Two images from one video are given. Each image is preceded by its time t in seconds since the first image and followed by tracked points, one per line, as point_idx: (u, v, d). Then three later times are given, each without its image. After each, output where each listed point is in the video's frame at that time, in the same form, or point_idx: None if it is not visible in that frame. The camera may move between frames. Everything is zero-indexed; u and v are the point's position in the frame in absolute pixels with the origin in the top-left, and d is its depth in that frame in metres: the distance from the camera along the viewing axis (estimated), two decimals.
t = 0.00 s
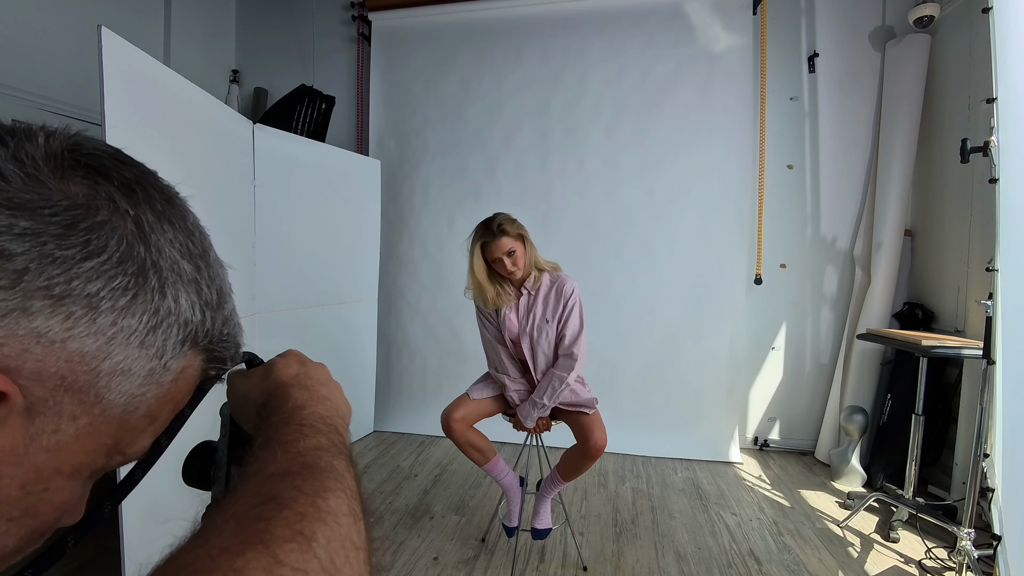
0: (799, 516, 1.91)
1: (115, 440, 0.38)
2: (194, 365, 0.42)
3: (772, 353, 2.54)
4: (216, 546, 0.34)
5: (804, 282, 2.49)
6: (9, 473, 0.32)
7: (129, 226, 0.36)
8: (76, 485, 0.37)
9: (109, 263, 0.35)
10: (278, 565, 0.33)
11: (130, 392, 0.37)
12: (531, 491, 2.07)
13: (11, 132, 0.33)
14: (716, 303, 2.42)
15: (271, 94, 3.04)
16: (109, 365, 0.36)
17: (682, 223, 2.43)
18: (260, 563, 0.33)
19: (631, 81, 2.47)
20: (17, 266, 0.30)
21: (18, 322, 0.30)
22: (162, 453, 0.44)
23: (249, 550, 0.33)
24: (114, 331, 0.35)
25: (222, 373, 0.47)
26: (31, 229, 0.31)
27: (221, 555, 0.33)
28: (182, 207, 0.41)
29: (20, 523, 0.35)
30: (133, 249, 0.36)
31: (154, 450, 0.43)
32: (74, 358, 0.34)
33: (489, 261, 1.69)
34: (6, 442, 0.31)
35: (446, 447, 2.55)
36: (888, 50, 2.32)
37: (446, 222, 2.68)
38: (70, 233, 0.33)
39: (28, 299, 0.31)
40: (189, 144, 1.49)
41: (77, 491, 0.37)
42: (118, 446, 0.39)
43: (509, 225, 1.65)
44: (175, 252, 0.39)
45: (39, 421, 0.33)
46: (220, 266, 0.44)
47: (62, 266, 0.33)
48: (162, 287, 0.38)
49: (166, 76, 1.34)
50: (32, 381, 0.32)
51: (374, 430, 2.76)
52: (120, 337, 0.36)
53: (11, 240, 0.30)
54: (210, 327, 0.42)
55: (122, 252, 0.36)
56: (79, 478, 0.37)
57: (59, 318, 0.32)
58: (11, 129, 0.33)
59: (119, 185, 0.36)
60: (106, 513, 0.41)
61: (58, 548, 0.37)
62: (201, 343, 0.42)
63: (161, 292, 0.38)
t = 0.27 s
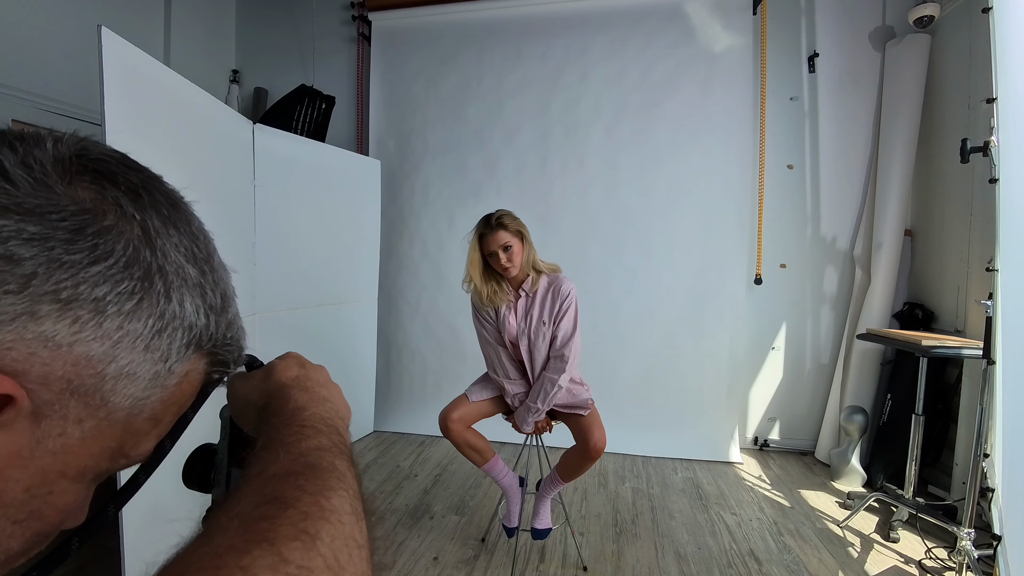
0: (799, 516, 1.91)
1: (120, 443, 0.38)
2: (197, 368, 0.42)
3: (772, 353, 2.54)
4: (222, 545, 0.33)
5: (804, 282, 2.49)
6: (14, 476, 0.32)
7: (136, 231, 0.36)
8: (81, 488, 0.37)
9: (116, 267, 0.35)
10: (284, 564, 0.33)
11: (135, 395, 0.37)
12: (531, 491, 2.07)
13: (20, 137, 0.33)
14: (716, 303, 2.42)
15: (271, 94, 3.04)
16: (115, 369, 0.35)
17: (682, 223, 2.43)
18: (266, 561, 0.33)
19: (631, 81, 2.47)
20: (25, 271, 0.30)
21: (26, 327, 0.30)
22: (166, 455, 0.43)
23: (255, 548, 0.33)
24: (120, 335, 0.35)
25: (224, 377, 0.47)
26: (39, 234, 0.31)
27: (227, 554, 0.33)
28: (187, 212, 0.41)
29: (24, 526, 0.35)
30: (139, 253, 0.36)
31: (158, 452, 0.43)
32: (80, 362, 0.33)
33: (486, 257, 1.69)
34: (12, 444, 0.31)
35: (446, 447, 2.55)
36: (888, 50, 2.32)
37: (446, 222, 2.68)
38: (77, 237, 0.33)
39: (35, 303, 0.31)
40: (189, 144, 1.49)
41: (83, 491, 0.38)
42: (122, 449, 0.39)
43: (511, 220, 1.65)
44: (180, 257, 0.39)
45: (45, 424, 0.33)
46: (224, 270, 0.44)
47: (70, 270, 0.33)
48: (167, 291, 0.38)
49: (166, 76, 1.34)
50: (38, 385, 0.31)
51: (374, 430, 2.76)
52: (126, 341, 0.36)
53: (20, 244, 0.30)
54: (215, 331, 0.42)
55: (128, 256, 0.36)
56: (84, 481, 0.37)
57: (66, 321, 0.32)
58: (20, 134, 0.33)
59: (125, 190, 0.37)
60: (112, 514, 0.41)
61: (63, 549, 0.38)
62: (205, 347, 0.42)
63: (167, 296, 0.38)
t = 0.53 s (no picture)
0: (799, 516, 1.91)
1: (124, 445, 0.38)
2: (202, 371, 0.42)
3: (772, 353, 2.54)
4: (227, 547, 0.33)
5: (804, 282, 2.49)
6: (19, 479, 0.32)
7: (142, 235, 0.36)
8: (84, 490, 0.37)
9: (122, 271, 0.35)
10: (290, 565, 0.33)
11: (140, 397, 0.37)
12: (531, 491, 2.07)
13: (28, 141, 0.33)
14: (716, 303, 2.42)
15: (271, 94, 3.04)
16: (121, 371, 0.35)
17: (682, 223, 2.43)
18: (273, 562, 0.32)
19: (631, 81, 2.47)
20: (33, 274, 0.30)
21: (34, 330, 0.30)
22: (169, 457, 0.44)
23: (262, 549, 0.33)
24: (126, 337, 0.35)
25: (227, 379, 0.47)
26: (48, 238, 0.31)
27: (234, 554, 0.33)
28: (192, 216, 0.41)
29: (29, 527, 0.35)
30: (146, 257, 0.36)
31: (162, 454, 0.43)
32: (88, 364, 0.33)
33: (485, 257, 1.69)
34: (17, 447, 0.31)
35: (446, 447, 2.55)
36: (888, 50, 2.32)
37: (446, 222, 2.68)
38: (85, 241, 0.33)
39: (43, 306, 0.31)
40: (189, 144, 1.49)
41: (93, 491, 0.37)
42: (126, 451, 0.39)
43: (511, 219, 1.65)
44: (185, 260, 0.39)
45: (52, 425, 0.33)
46: (229, 272, 0.44)
47: (77, 273, 0.33)
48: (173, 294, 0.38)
49: (167, 76, 1.34)
50: (46, 388, 0.31)
51: (374, 430, 2.76)
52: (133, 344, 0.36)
53: (28, 248, 0.30)
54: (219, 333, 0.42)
55: (135, 260, 0.36)
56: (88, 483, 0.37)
57: (74, 324, 0.32)
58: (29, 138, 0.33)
59: (132, 194, 0.36)
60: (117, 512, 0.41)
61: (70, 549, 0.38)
62: (209, 349, 0.42)
63: (172, 299, 0.38)
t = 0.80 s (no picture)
0: (799, 516, 1.91)
1: (129, 445, 0.38)
2: (206, 371, 0.42)
3: (772, 353, 2.54)
4: (232, 549, 0.33)
5: (804, 282, 2.49)
6: (26, 478, 0.31)
7: (148, 235, 0.36)
8: (86, 490, 0.37)
9: (128, 270, 0.35)
10: (295, 567, 0.33)
11: (146, 397, 0.37)
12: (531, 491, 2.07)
13: (35, 142, 0.33)
14: (716, 303, 2.42)
15: (271, 94, 3.04)
16: (126, 371, 0.35)
17: (683, 223, 2.43)
18: (278, 565, 0.32)
19: (632, 81, 2.47)
20: (40, 274, 0.30)
21: (41, 329, 0.30)
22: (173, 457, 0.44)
23: (267, 551, 0.33)
24: (132, 337, 0.35)
25: (230, 379, 0.47)
26: (55, 237, 0.31)
27: (239, 557, 0.32)
28: (197, 217, 0.41)
29: (34, 528, 0.34)
30: (152, 257, 0.36)
31: (165, 454, 0.43)
32: (94, 364, 0.33)
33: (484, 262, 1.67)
34: (23, 447, 0.31)
35: (446, 447, 2.55)
36: (888, 50, 2.32)
37: (446, 222, 2.68)
38: (92, 240, 0.33)
39: (50, 305, 0.31)
40: (189, 144, 1.49)
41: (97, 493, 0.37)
42: (131, 451, 0.39)
43: (508, 224, 1.64)
44: (191, 260, 0.39)
45: (57, 426, 0.32)
46: (232, 273, 0.44)
47: (84, 273, 0.33)
48: (179, 294, 0.38)
49: (167, 76, 1.34)
50: (52, 388, 0.31)
51: (374, 430, 2.76)
52: (138, 343, 0.36)
53: (35, 248, 0.30)
54: (223, 334, 0.42)
55: (141, 260, 0.36)
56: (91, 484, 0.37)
57: (81, 324, 0.32)
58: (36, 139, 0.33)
59: (138, 195, 0.37)
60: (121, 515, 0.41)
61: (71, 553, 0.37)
62: (214, 350, 0.42)
63: (178, 299, 0.38)
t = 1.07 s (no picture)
0: (799, 516, 1.91)
1: (119, 452, 0.38)
2: (199, 373, 0.42)
3: (772, 353, 2.54)
4: (223, 566, 0.33)
5: (804, 282, 2.49)
6: (10, 486, 0.32)
7: (137, 233, 0.36)
8: (76, 498, 0.37)
9: (117, 270, 0.35)
10: None
11: (135, 401, 0.37)
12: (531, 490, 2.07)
13: (21, 138, 0.33)
14: (716, 302, 2.42)
15: (271, 94, 3.04)
16: (114, 374, 0.35)
17: (683, 223, 2.43)
18: None
19: (632, 81, 2.47)
20: (25, 274, 0.30)
21: (25, 331, 0.30)
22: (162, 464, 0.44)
23: (259, 571, 0.33)
24: (119, 338, 0.35)
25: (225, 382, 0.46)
26: (40, 235, 0.31)
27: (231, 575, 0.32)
28: (189, 215, 0.41)
29: (19, 537, 0.34)
30: (142, 257, 0.36)
31: (155, 461, 0.43)
32: (80, 367, 0.33)
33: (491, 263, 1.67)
34: (8, 454, 0.31)
35: (446, 447, 2.55)
36: (888, 50, 2.32)
37: (446, 222, 2.68)
38: (79, 239, 0.33)
39: (34, 306, 0.31)
40: (189, 145, 1.49)
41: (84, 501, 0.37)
42: (121, 458, 0.39)
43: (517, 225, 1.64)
44: (181, 260, 0.39)
45: (41, 432, 0.33)
46: (226, 273, 0.44)
47: (71, 273, 0.33)
48: (169, 294, 0.38)
49: (166, 76, 1.34)
50: (36, 393, 0.31)
51: (374, 430, 2.76)
52: (126, 345, 0.36)
53: (20, 247, 0.30)
54: (216, 335, 0.42)
55: (130, 259, 0.36)
56: (80, 491, 0.37)
57: (65, 326, 0.32)
58: (22, 134, 0.33)
59: (128, 192, 0.37)
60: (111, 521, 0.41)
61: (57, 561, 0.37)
62: (206, 351, 0.42)
63: (168, 299, 0.38)
